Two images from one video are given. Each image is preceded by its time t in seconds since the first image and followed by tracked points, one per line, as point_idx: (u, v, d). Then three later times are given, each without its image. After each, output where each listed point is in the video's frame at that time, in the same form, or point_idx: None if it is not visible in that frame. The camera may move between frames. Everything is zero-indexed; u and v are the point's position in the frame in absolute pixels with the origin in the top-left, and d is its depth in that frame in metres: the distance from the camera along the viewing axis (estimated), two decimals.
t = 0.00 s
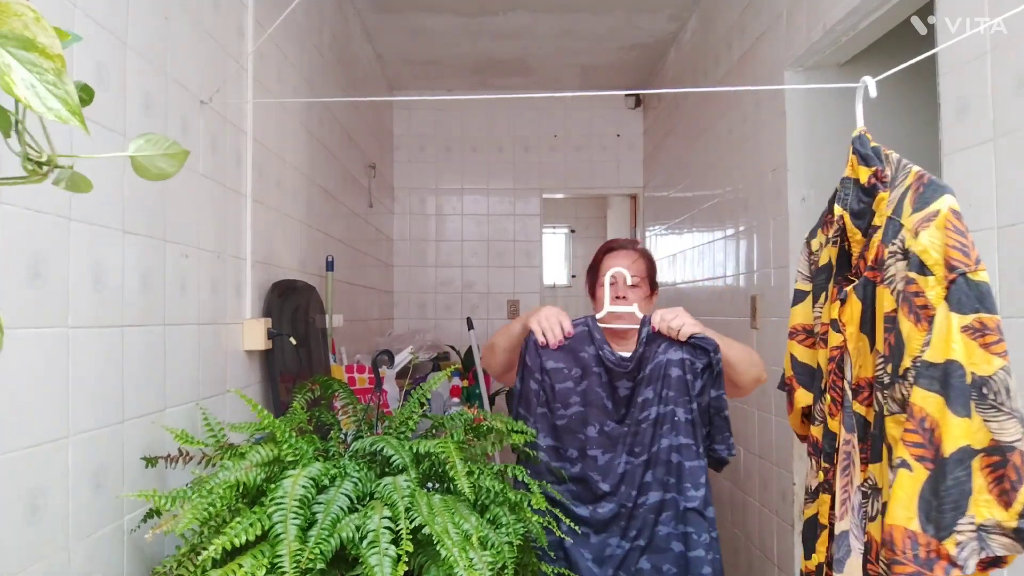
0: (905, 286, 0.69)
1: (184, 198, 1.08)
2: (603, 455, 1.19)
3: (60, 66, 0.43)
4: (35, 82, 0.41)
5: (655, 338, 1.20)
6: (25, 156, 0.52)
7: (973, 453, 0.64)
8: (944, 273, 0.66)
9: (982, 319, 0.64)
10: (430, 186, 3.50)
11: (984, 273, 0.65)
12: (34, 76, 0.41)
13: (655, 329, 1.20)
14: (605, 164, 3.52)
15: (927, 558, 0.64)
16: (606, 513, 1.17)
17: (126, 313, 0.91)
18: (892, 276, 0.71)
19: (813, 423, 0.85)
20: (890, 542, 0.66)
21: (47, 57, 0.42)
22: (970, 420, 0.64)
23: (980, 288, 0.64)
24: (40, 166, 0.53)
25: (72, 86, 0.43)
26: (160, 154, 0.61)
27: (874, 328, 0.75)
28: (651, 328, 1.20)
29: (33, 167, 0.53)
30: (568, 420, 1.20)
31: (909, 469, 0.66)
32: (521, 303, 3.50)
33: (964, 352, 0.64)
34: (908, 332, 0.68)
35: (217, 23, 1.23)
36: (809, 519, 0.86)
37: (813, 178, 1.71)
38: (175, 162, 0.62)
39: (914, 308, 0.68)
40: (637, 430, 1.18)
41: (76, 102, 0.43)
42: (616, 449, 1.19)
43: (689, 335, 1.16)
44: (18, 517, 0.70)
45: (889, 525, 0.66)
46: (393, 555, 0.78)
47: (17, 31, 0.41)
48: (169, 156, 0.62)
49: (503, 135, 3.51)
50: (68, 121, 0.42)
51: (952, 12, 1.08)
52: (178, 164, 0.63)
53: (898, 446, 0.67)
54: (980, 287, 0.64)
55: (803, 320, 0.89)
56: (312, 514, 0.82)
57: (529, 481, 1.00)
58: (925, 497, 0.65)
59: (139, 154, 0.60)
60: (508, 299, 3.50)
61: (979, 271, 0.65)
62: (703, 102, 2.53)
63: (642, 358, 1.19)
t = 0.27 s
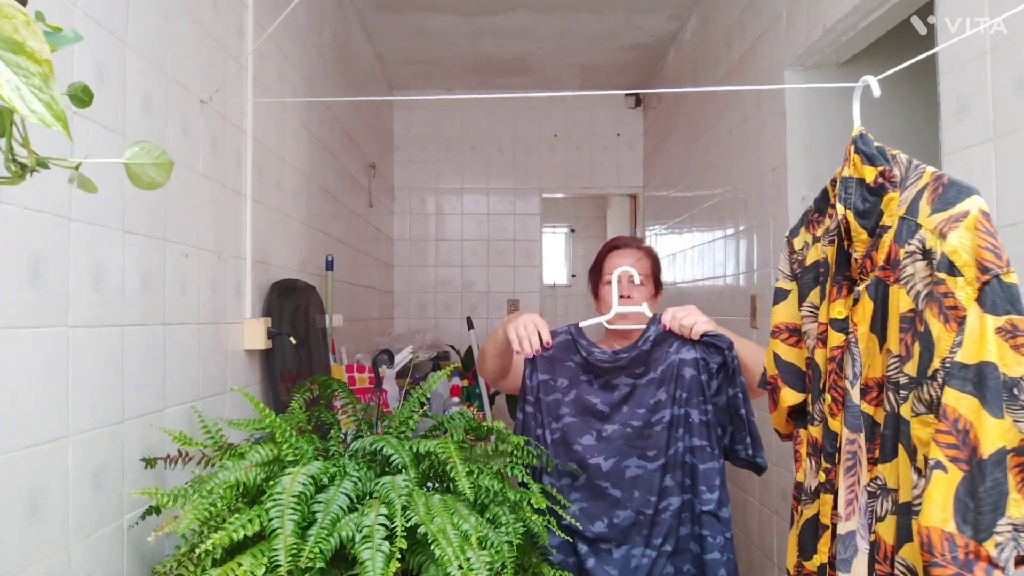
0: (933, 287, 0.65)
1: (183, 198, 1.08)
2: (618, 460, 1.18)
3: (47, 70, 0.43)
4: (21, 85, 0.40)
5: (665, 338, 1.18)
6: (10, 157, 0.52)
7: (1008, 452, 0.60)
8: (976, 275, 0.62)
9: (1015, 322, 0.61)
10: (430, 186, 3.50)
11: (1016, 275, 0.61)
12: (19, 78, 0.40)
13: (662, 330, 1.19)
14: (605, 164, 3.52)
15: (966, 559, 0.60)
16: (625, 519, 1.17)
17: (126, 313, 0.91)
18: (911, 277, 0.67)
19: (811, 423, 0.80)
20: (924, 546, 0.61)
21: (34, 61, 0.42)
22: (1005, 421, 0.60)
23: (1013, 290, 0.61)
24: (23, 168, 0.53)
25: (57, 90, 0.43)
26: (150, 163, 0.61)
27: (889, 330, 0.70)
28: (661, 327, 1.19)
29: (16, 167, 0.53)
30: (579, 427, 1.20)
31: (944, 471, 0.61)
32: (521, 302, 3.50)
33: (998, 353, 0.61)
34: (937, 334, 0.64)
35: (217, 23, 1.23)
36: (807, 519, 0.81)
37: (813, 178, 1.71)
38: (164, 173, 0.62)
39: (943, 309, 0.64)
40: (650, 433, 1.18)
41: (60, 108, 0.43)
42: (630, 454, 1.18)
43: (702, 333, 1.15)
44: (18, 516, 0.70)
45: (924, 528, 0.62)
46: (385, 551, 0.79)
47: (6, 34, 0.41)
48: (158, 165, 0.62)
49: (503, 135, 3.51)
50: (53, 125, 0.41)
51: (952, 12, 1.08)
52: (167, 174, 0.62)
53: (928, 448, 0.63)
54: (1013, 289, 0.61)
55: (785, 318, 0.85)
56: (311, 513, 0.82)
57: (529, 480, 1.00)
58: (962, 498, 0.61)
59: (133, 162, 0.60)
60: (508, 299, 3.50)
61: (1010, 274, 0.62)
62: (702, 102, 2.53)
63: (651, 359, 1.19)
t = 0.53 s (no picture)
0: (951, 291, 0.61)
1: (183, 198, 1.08)
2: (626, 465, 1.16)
3: (40, 84, 0.43)
4: (13, 97, 0.41)
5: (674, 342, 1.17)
6: (6, 157, 0.52)
7: None
8: (996, 278, 0.59)
9: None
10: (430, 185, 3.50)
11: None
12: (12, 91, 0.41)
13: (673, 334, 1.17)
14: (605, 164, 3.52)
15: (997, 565, 0.56)
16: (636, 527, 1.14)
17: (126, 313, 0.91)
18: (921, 279, 0.64)
19: (807, 421, 0.77)
20: (952, 551, 0.57)
21: (28, 75, 0.42)
22: None
23: None
24: (19, 168, 0.54)
25: (48, 105, 0.43)
26: (147, 162, 0.61)
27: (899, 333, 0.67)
28: (668, 331, 1.17)
29: (12, 168, 0.53)
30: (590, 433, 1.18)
31: (971, 474, 0.57)
32: (521, 302, 3.50)
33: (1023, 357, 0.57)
34: (953, 339, 0.61)
35: (217, 22, 1.23)
36: (803, 518, 0.77)
37: (813, 178, 1.71)
38: (160, 172, 0.62)
39: (960, 312, 0.60)
40: (658, 441, 1.16)
41: (50, 121, 0.43)
42: (637, 463, 1.16)
43: (710, 338, 1.12)
44: (18, 517, 0.70)
45: (952, 534, 0.57)
46: (391, 553, 0.78)
47: (2, 47, 0.41)
48: (154, 164, 0.61)
49: (503, 135, 3.51)
50: (42, 139, 0.42)
51: (952, 12, 1.08)
52: (164, 173, 0.62)
53: (951, 452, 0.59)
54: None
55: (773, 316, 0.83)
56: (311, 513, 0.82)
57: (529, 480, 1.00)
58: (987, 501, 0.57)
59: (130, 161, 0.59)
60: (508, 299, 3.50)
61: None
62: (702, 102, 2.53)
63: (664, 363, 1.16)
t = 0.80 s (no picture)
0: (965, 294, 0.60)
1: (183, 198, 1.08)
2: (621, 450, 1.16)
3: (55, 71, 0.43)
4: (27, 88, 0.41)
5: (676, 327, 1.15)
6: (17, 158, 0.53)
7: None
8: (1008, 283, 0.58)
9: None
10: (430, 186, 3.50)
11: None
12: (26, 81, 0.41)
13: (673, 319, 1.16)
14: (605, 164, 3.52)
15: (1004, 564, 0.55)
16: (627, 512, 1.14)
17: (126, 314, 0.91)
18: (929, 282, 0.64)
19: (802, 419, 0.76)
20: (959, 551, 0.57)
21: (41, 63, 0.42)
22: None
23: None
24: (32, 169, 0.55)
25: (65, 92, 0.44)
26: (155, 158, 0.61)
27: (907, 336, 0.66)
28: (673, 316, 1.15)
29: (24, 169, 0.55)
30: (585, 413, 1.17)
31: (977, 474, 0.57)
32: (521, 302, 3.50)
33: None
34: (967, 341, 0.60)
35: (217, 23, 1.23)
36: (796, 517, 0.76)
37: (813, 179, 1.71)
38: (170, 168, 0.63)
39: (974, 316, 0.59)
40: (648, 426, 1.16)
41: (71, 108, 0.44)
42: (626, 443, 1.16)
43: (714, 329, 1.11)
44: (18, 517, 0.70)
45: (959, 533, 0.57)
46: (385, 553, 0.78)
47: (13, 36, 0.41)
48: (164, 160, 0.62)
49: (503, 135, 3.51)
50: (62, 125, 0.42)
51: (952, 12, 1.08)
52: (173, 168, 0.63)
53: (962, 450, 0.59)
54: None
55: (763, 314, 0.81)
56: (311, 513, 0.82)
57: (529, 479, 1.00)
58: (996, 502, 0.56)
59: (137, 157, 0.60)
60: (508, 299, 3.50)
61: None
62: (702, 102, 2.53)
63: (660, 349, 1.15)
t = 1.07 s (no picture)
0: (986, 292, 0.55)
1: (183, 198, 1.08)
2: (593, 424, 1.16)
3: (52, 77, 0.43)
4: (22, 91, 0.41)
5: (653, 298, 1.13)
6: None
7: None
8: None
9: None
10: (431, 186, 3.50)
11: None
12: (23, 86, 0.41)
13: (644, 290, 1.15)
14: (605, 164, 3.52)
15: None
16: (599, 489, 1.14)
17: (126, 314, 0.91)
18: (942, 283, 0.59)
19: (799, 420, 0.69)
20: (989, 552, 0.51)
21: (38, 68, 0.42)
22: None
23: None
24: (11, 171, 0.54)
25: (61, 98, 0.43)
26: (138, 173, 0.61)
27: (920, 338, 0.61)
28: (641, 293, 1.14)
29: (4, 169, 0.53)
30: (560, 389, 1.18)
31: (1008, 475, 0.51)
32: (522, 302, 3.50)
33: None
34: (988, 341, 0.54)
35: (217, 22, 1.23)
36: (793, 519, 0.69)
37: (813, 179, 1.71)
38: (151, 184, 0.63)
39: (994, 316, 0.54)
40: (606, 402, 1.16)
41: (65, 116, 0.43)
42: (585, 414, 1.17)
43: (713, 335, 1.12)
44: (18, 518, 0.70)
45: (988, 534, 0.52)
46: (390, 547, 0.78)
47: (9, 40, 0.41)
48: (144, 176, 0.62)
49: (503, 135, 3.51)
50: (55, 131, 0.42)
51: (952, 13, 1.08)
52: (153, 185, 0.63)
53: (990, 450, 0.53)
54: None
55: (749, 314, 0.76)
56: (311, 514, 0.82)
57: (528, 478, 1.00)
58: None
59: (123, 168, 0.60)
60: (508, 299, 3.50)
61: None
62: (702, 103, 2.54)
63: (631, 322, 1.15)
